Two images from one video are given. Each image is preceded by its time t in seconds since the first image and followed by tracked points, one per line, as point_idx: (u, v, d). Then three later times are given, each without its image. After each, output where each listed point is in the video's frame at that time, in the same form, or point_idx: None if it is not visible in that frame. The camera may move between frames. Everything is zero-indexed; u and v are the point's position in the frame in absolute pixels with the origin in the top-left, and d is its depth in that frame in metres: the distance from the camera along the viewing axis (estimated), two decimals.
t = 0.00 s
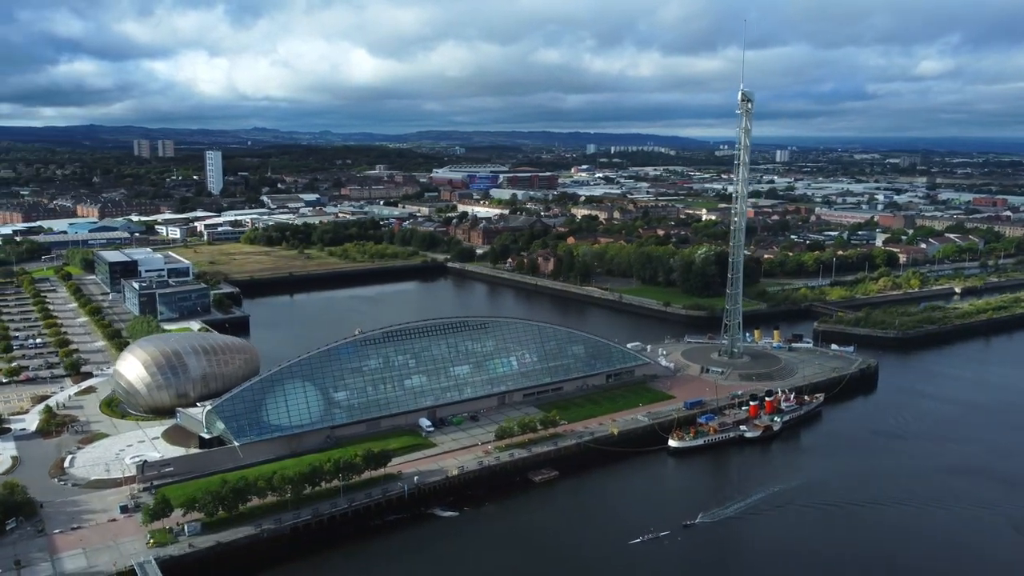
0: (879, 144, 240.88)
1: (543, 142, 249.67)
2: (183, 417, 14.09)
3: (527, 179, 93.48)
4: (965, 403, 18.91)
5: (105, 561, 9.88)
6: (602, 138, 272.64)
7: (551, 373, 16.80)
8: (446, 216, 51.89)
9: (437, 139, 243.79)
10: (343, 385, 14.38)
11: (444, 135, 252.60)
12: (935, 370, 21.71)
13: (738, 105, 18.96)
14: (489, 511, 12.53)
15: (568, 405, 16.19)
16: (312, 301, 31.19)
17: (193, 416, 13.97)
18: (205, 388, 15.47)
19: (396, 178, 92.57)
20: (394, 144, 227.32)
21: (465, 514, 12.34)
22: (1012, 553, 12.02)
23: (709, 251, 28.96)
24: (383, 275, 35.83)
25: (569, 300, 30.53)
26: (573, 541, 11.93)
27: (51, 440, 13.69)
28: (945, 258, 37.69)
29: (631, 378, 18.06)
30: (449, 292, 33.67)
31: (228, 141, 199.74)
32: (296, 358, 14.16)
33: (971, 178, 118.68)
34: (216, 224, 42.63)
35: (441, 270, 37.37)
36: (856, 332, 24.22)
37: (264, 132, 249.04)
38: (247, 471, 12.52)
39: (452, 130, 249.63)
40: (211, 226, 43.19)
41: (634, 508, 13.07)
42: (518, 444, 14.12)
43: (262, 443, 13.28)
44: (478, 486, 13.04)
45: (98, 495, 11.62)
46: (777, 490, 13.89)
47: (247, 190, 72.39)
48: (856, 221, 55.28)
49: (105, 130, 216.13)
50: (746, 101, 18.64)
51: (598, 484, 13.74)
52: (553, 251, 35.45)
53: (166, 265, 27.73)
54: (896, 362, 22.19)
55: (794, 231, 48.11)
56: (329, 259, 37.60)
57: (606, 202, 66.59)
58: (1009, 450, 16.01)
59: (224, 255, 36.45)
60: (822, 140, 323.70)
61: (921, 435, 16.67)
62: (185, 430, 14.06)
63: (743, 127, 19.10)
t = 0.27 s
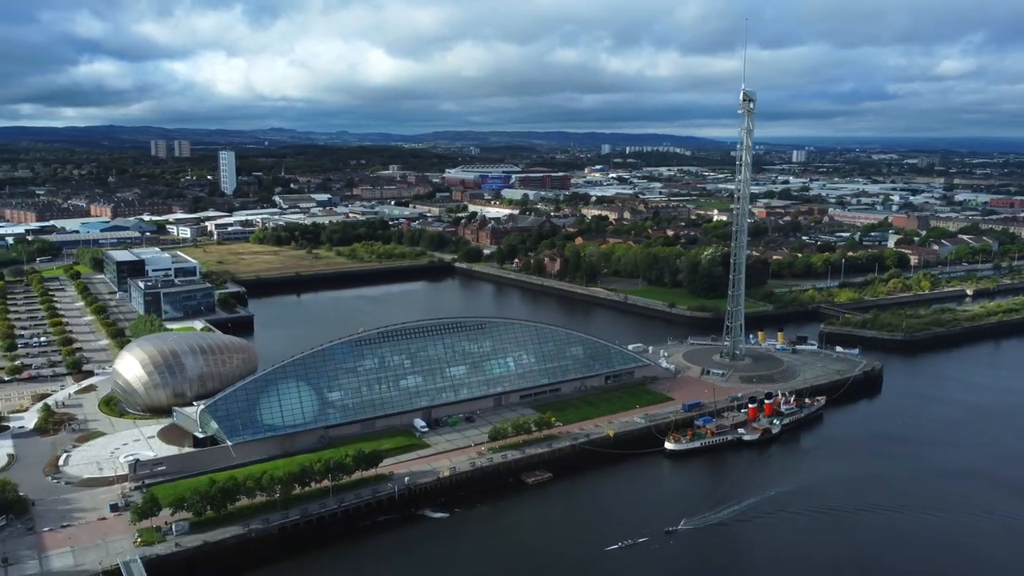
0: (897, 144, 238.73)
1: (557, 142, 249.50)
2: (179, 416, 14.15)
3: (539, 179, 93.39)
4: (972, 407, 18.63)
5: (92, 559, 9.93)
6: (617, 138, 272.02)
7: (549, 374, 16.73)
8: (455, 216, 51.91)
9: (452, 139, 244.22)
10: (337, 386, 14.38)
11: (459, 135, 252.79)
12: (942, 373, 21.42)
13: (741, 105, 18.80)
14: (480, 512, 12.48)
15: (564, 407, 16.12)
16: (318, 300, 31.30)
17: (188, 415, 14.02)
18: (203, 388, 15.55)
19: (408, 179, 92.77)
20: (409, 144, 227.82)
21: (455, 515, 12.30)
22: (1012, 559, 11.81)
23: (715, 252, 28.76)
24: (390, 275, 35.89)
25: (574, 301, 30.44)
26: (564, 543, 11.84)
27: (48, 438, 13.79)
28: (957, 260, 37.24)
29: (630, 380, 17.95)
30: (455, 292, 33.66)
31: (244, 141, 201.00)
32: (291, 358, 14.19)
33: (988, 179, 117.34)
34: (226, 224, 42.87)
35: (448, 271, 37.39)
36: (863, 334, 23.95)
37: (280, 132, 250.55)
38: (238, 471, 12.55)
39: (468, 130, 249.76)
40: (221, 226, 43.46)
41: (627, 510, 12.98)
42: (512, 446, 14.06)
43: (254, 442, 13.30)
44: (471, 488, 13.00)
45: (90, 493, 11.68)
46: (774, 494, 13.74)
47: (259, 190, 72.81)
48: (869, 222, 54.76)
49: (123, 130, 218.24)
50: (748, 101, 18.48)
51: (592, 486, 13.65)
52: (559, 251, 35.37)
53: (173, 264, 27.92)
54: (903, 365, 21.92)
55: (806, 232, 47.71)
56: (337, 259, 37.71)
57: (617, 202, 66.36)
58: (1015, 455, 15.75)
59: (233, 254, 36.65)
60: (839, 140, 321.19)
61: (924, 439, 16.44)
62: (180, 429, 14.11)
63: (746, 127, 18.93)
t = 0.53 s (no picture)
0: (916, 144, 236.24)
1: (573, 142, 249.24)
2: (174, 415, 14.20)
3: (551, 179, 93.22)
4: (978, 411, 18.35)
5: (79, 557, 9.97)
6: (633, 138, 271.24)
7: (547, 375, 16.65)
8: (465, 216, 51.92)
9: (467, 139, 244.53)
10: (332, 386, 14.38)
11: (474, 135, 252.71)
12: (949, 376, 21.14)
13: (743, 104, 18.65)
14: (473, 514, 12.43)
15: (561, 408, 16.03)
16: (324, 300, 31.38)
17: (184, 414, 14.07)
18: (200, 387, 15.60)
19: (421, 179, 92.94)
20: (426, 144, 228.19)
21: (446, 516, 12.24)
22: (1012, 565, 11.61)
23: (722, 253, 28.55)
24: (398, 274, 35.94)
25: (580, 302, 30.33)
26: (555, 544, 11.76)
27: (45, 436, 13.88)
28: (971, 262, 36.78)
29: (629, 381, 17.84)
30: (462, 292, 33.65)
31: (261, 141, 201.94)
32: (286, 358, 14.20)
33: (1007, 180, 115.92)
34: (236, 223, 43.07)
35: (455, 271, 37.39)
36: (870, 336, 23.69)
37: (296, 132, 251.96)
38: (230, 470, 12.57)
39: (484, 131, 250.22)
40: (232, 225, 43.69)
41: (622, 513, 12.87)
42: (506, 447, 14.01)
43: (247, 442, 13.32)
44: (463, 490, 12.94)
45: (82, 491, 11.75)
46: (771, 497, 13.58)
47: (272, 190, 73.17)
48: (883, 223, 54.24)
49: (142, 130, 220.20)
50: (750, 100, 18.33)
51: (587, 488, 13.56)
52: (567, 251, 35.27)
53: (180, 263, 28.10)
54: (909, 368, 21.66)
55: (818, 233, 47.31)
56: (345, 258, 37.81)
57: (629, 203, 66.10)
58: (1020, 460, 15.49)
59: (242, 254, 36.84)
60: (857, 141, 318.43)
61: (928, 443, 16.20)
62: (176, 428, 14.16)
63: (748, 126, 18.77)
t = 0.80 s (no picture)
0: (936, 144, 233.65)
1: (589, 142, 248.85)
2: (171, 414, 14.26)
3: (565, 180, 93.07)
4: (985, 414, 18.07)
5: (67, 554, 10.02)
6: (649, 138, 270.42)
7: (545, 375, 16.57)
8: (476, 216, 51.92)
9: (482, 139, 244.81)
10: (327, 385, 14.39)
11: (490, 135, 253.00)
12: (958, 379, 20.85)
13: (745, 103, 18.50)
14: (465, 514, 12.38)
15: (559, 410, 15.95)
16: (331, 299, 31.48)
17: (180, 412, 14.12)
18: (198, 386, 15.67)
19: (434, 178, 93.08)
20: (441, 144, 228.66)
21: (437, 517, 12.20)
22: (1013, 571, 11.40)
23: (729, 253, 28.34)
24: (405, 274, 35.98)
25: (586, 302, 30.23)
26: (546, 546, 11.67)
27: (43, 434, 13.99)
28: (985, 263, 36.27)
29: (629, 382, 17.73)
30: (469, 292, 33.64)
31: (278, 141, 203.46)
32: (281, 357, 14.22)
33: None
34: (247, 223, 43.32)
35: (463, 270, 37.38)
36: (877, 338, 23.42)
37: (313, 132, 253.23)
38: (223, 469, 12.60)
39: (500, 131, 250.44)
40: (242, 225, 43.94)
41: (616, 515, 12.77)
42: (500, 448, 13.94)
43: (241, 441, 13.35)
44: (456, 490, 12.90)
45: (75, 489, 11.83)
46: (768, 501, 13.43)
47: (285, 189, 73.51)
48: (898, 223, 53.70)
49: (160, 130, 222.11)
50: (752, 99, 18.18)
51: (581, 490, 13.46)
52: (574, 251, 35.18)
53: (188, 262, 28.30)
54: (917, 370, 21.38)
55: (831, 234, 46.88)
56: (354, 258, 37.91)
57: (641, 203, 65.82)
58: None
59: (251, 253, 37.02)
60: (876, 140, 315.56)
61: (932, 447, 15.98)
62: (172, 427, 14.22)
63: (750, 126, 18.62)
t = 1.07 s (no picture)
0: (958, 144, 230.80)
1: (607, 142, 248.34)
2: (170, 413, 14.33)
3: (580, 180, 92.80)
4: (994, 418, 17.78)
5: (58, 552, 10.09)
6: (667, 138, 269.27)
7: (546, 376, 16.49)
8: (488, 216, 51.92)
9: (501, 139, 245.03)
10: (325, 385, 14.40)
11: (508, 135, 253.10)
12: (968, 382, 20.53)
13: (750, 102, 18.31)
14: (459, 515, 12.35)
15: (558, 411, 15.87)
16: (341, 298, 31.59)
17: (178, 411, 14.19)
18: (200, 385, 15.74)
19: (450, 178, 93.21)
20: (459, 144, 229.04)
21: (431, 518, 12.16)
22: None
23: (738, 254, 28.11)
24: (415, 273, 36.04)
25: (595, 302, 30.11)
26: (540, 547, 11.60)
27: (44, 431, 14.11)
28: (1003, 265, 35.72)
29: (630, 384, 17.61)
30: (478, 292, 33.65)
31: (297, 141, 204.73)
32: (279, 357, 14.26)
33: None
34: (260, 223, 43.56)
35: (473, 270, 37.38)
36: (887, 341, 23.13)
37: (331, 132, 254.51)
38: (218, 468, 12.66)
39: (518, 131, 250.53)
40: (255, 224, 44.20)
41: (611, 517, 12.67)
42: (496, 450, 13.89)
43: (238, 440, 13.39)
44: (450, 491, 12.87)
45: (71, 486, 11.92)
46: (767, 505, 13.27)
47: (301, 189, 73.88)
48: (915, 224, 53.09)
49: (181, 130, 224.17)
50: (757, 98, 17.99)
51: (578, 492, 13.37)
52: (584, 252, 35.06)
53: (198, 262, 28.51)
54: (927, 374, 21.08)
55: (846, 235, 46.41)
56: (364, 258, 38.03)
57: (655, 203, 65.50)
58: None
59: (262, 252, 37.24)
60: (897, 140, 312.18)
61: (938, 451, 15.73)
62: (171, 426, 14.29)
63: (755, 125, 18.42)
